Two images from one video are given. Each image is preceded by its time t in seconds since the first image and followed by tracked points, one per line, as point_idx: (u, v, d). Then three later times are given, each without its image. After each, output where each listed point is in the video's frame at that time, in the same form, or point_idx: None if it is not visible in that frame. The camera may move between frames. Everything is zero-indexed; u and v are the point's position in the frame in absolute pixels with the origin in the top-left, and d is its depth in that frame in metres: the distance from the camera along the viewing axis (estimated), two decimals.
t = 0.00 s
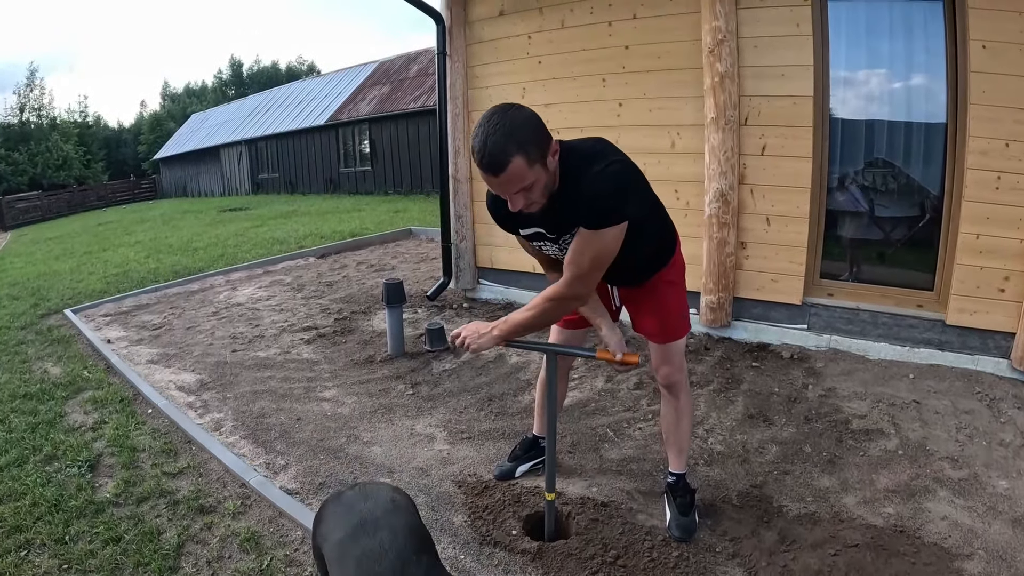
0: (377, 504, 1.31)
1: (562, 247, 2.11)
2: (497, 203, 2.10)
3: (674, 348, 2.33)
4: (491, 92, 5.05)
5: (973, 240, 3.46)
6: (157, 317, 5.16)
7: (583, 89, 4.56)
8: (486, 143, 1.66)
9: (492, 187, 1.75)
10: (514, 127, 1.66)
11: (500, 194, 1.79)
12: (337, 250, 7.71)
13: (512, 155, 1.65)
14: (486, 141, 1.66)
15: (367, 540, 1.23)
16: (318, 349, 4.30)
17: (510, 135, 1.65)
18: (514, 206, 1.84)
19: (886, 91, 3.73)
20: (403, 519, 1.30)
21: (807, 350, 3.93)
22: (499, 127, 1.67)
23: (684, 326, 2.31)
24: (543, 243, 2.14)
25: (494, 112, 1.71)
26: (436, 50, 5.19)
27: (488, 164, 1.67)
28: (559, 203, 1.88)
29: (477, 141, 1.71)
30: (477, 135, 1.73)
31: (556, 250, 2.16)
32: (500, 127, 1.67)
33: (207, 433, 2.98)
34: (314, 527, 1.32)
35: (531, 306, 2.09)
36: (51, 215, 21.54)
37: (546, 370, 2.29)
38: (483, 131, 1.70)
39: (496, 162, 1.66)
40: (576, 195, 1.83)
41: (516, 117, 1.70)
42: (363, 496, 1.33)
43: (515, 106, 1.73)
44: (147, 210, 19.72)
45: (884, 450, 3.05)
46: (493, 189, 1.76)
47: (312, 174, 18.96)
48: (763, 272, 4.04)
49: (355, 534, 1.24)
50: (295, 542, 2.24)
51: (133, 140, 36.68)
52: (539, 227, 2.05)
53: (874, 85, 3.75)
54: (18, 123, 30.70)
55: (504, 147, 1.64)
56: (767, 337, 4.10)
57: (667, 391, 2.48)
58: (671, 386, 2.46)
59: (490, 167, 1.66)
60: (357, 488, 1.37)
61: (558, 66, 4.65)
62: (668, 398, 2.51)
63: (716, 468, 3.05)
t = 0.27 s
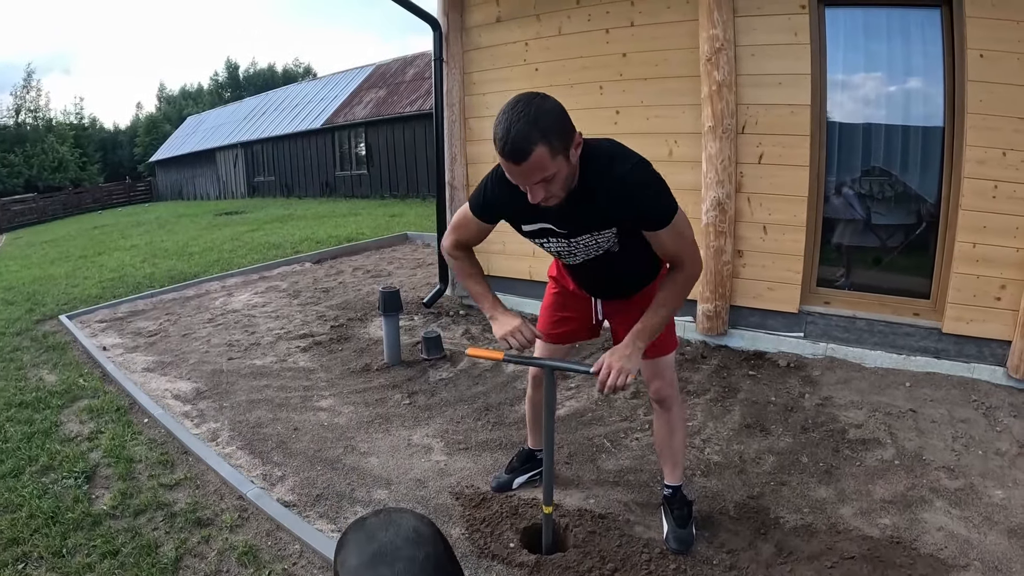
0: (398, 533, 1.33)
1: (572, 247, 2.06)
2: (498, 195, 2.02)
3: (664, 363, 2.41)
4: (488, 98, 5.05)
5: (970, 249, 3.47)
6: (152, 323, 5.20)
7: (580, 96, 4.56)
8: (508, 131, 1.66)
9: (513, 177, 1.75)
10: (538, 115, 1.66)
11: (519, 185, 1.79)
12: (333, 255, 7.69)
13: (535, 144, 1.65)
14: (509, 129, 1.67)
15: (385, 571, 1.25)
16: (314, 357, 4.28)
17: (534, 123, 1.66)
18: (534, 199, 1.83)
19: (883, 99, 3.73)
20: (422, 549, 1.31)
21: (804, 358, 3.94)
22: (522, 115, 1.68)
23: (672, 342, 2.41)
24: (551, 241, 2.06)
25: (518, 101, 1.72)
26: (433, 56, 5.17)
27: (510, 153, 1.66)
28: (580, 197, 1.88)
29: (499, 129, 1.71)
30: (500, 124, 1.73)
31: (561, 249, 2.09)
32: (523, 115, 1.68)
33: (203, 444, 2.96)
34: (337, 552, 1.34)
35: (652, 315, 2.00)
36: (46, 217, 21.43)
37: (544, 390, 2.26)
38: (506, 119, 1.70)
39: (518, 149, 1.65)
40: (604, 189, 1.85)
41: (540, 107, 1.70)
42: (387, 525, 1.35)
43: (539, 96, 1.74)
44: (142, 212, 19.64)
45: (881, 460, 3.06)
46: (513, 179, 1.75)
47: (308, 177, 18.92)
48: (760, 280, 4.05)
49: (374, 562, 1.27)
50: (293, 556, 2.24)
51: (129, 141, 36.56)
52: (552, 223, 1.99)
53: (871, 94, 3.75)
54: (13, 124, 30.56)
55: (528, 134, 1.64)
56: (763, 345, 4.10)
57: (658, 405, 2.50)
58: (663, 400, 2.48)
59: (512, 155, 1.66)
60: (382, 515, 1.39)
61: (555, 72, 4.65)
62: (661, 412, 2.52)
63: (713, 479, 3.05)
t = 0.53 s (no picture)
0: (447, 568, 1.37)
1: (566, 272, 2.02)
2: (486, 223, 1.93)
3: (654, 372, 2.39)
4: (481, 104, 5.06)
5: (960, 253, 3.53)
6: (144, 329, 5.18)
7: (573, 102, 4.58)
8: (504, 172, 1.62)
9: (507, 216, 1.70)
10: (534, 157, 1.61)
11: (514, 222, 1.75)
12: (325, 260, 7.67)
13: (531, 188, 1.60)
14: (504, 170, 1.62)
15: None
16: (308, 364, 4.27)
17: (529, 165, 1.61)
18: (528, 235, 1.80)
19: (873, 106, 3.78)
20: None
21: (796, 362, 3.98)
22: (517, 155, 1.62)
23: (662, 350, 2.38)
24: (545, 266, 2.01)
25: (512, 140, 1.67)
26: (425, 62, 5.15)
27: (505, 195, 1.62)
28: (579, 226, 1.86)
29: (494, 168, 1.66)
30: (495, 162, 1.67)
31: (554, 273, 2.05)
32: (519, 156, 1.62)
33: (199, 454, 2.94)
34: None
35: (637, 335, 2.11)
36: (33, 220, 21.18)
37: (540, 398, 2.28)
38: (501, 158, 1.65)
39: (514, 191, 1.61)
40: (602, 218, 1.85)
41: (535, 147, 1.65)
42: (433, 557, 1.40)
43: (534, 134, 1.69)
44: (131, 215, 19.45)
45: (873, 463, 3.10)
46: (508, 218, 1.71)
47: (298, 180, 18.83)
48: (752, 285, 4.09)
49: None
50: (293, 567, 2.25)
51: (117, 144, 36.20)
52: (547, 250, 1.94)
53: (862, 100, 3.79)
54: None
55: (523, 177, 1.60)
56: (756, 349, 4.14)
57: (653, 413, 2.50)
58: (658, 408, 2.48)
59: (508, 198, 1.62)
60: (428, 546, 1.43)
61: (548, 78, 4.66)
62: (655, 419, 2.53)
63: (708, 485, 3.08)
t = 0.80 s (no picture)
0: None
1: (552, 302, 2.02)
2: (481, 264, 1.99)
3: (659, 378, 2.39)
4: (473, 110, 5.06)
5: (949, 257, 3.61)
6: (134, 337, 5.09)
7: (566, 109, 4.61)
8: (479, 234, 1.57)
9: (486, 270, 1.66)
10: (509, 217, 1.56)
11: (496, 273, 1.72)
12: (315, 264, 7.61)
13: (509, 247, 1.56)
14: (479, 231, 1.57)
15: None
16: (303, 370, 4.24)
17: (505, 224, 1.56)
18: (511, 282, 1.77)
19: (862, 113, 3.84)
20: None
21: (788, 366, 4.04)
22: (492, 216, 1.57)
23: (667, 356, 2.38)
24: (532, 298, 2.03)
25: (486, 198, 1.61)
26: (418, 67, 5.18)
27: (483, 256, 1.58)
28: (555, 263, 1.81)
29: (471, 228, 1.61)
30: (470, 222, 1.62)
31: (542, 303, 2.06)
32: (494, 217, 1.57)
33: (198, 463, 2.91)
34: None
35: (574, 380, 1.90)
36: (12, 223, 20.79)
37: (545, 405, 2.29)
38: (477, 218, 1.60)
39: (491, 252, 1.56)
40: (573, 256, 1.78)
41: (509, 204, 1.60)
42: None
43: (508, 189, 1.63)
44: (114, 219, 19.17)
45: (866, 464, 3.15)
46: (488, 273, 1.68)
47: (285, 183, 18.68)
48: (744, 290, 4.14)
49: None
50: None
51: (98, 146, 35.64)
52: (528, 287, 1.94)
53: (851, 108, 3.85)
54: None
55: (499, 239, 1.55)
56: (748, 352, 4.20)
57: (656, 418, 2.53)
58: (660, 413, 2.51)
59: (486, 259, 1.58)
60: None
61: (540, 84, 4.68)
62: (657, 423, 2.56)
63: (706, 488, 3.11)
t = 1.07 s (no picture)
0: None
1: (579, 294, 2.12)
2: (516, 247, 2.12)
3: (678, 385, 2.45)
4: (470, 118, 5.10)
5: (939, 264, 3.74)
6: (129, 345, 4.95)
7: (563, 117, 4.66)
8: (517, 207, 1.67)
9: (520, 242, 1.76)
10: (545, 192, 1.65)
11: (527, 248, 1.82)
12: (306, 271, 7.56)
13: (543, 220, 1.66)
14: (517, 204, 1.67)
15: None
16: (302, 378, 4.21)
17: (542, 199, 1.66)
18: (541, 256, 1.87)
19: (853, 124, 3.95)
20: None
21: (782, 370, 4.13)
22: (529, 190, 1.66)
23: (686, 364, 2.43)
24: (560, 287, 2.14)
25: (525, 172, 1.70)
26: (414, 74, 5.20)
27: (519, 228, 1.68)
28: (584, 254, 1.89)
29: (508, 201, 1.71)
30: (507, 195, 1.72)
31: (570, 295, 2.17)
32: (531, 191, 1.66)
33: (203, 474, 2.88)
34: None
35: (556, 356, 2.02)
36: None
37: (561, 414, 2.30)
38: (514, 192, 1.69)
39: (526, 223, 1.66)
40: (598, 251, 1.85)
41: (545, 179, 1.69)
42: None
43: (544, 165, 1.71)
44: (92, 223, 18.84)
45: (863, 466, 3.24)
46: (521, 245, 1.78)
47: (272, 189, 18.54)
48: (739, 296, 4.22)
49: None
50: None
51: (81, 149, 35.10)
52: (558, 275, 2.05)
53: (842, 119, 3.97)
54: None
55: (536, 212, 1.65)
56: (743, 357, 4.28)
57: (670, 423, 2.57)
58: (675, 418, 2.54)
59: (522, 232, 1.68)
60: None
61: (538, 93, 4.73)
62: (671, 429, 2.60)
63: (709, 491, 3.16)
